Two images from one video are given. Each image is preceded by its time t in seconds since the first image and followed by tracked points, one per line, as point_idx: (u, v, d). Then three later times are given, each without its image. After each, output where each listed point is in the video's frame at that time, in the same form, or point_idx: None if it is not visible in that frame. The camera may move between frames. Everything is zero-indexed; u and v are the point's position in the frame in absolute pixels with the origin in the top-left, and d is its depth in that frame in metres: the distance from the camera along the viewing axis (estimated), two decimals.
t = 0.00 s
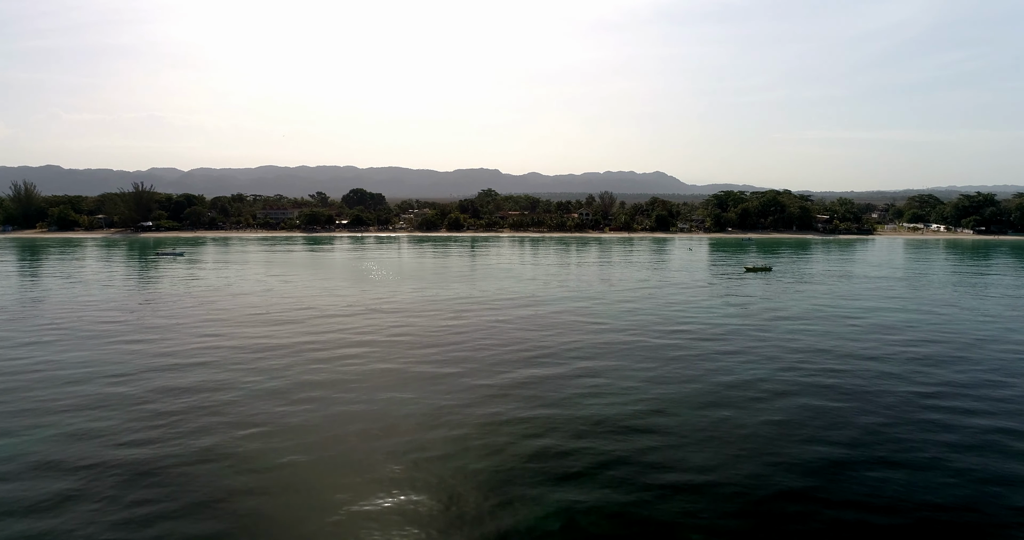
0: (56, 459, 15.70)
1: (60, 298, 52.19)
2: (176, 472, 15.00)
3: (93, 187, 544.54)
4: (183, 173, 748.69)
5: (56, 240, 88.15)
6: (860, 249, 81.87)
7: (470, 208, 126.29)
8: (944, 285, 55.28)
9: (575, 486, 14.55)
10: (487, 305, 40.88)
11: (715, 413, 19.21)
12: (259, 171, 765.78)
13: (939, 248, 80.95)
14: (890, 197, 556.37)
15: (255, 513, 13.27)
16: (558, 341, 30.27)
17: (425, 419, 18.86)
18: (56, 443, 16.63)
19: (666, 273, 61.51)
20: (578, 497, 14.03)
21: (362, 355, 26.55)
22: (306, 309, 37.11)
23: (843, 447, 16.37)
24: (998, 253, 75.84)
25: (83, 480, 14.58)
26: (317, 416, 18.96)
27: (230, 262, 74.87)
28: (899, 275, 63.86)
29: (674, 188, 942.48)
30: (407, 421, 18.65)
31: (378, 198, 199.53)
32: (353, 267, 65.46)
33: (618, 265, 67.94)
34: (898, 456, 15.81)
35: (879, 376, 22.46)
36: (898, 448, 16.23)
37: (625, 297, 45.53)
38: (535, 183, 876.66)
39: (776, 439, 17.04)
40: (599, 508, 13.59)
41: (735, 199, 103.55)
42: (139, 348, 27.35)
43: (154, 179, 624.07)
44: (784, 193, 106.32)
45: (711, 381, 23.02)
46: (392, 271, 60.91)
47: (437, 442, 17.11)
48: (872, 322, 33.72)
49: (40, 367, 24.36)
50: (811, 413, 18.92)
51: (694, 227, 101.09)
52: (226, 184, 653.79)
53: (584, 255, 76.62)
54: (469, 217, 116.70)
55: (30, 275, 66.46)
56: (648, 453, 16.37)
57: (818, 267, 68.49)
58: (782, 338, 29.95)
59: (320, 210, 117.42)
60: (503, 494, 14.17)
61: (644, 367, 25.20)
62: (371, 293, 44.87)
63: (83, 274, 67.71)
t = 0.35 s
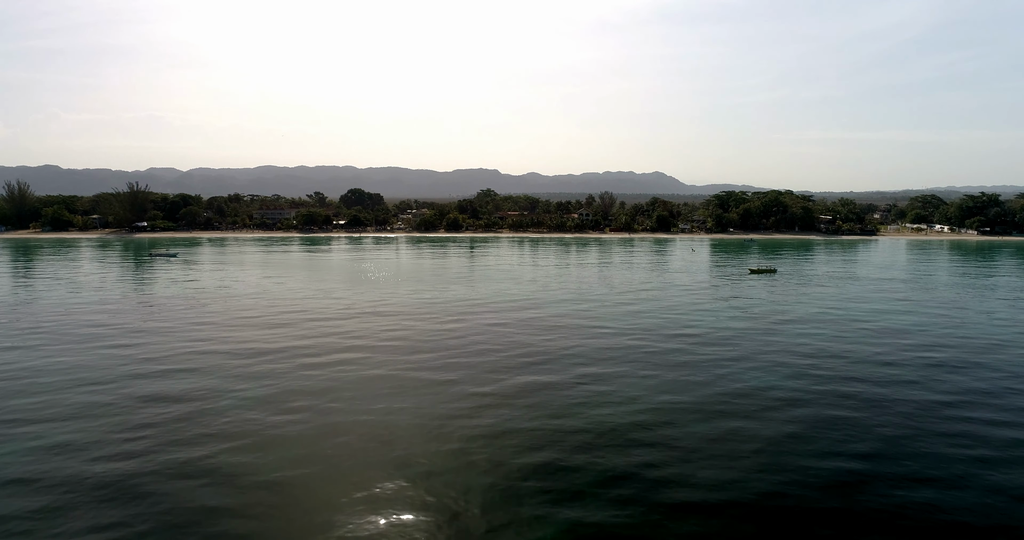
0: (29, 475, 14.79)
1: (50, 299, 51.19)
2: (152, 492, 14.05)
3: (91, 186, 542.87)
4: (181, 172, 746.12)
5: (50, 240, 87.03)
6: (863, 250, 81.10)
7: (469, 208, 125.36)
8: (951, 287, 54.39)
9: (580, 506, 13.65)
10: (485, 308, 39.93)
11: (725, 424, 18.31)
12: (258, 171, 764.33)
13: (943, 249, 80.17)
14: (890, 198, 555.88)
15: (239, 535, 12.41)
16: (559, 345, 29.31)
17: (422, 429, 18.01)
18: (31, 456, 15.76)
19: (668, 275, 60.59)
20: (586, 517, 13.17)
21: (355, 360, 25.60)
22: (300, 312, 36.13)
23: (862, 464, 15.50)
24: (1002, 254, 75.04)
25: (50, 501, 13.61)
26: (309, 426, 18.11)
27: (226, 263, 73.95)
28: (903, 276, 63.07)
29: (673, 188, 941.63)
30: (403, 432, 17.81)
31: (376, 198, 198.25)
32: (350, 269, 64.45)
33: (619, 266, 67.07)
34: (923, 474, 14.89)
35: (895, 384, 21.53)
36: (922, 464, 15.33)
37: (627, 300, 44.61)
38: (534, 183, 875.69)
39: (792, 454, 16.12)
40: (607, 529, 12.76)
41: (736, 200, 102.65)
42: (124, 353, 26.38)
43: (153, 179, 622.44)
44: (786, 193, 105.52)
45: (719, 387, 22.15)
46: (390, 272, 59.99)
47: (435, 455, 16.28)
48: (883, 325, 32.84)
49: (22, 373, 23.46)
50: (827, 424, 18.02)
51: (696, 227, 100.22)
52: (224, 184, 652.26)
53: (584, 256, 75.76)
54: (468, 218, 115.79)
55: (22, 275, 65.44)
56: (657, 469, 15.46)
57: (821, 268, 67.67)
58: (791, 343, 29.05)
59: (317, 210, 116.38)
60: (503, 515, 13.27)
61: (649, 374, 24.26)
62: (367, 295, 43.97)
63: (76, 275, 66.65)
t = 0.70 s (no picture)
0: None
1: (40, 301, 50.21)
2: (124, 515, 13.11)
3: (89, 186, 541.57)
4: (180, 173, 745.42)
5: (43, 241, 86.01)
6: (867, 251, 80.21)
7: (468, 209, 124.43)
8: (958, 288, 53.52)
9: (583, 529, 12.73)
10: (484, 311, 39.04)
11: (736, 437, 17.38)
12: (257, 172, 762.90)
13: (947, 250, 79.26)
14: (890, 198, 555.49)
15: None
16: (560, 351, 28.39)
17: (416, 442, 17.09)
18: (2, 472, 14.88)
19: (670, 276, 59.74)
20: None
21: (348, 366, 24.64)
22: (293, 315, 35.19)
23: (883, 483, 14.59)
24: (1008, 255, 74.15)
25: (16, 523, 12.71)
26: (297, 438, 17.19)
27: (222, 265, 73.08)
28: (908, 278, 62.23)
29: (673, 189, 940.87)
30: (396, 444, 16.89)
31: (374, 198, 197.08)
32: (348, 270, 63.57)
33: (619, 267, 66.21)
34: (949, 493, 13.99)
35: (912, 393, 20.59)
36: (948, 482, 14.41)
37: (629, 303, 43.69)
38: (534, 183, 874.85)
39: (808, 470, 15.21)
40: None
41: (738, 200, 101.80)
42: (107, 359, 25.42)
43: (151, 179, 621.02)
44: (788, 193, 104.68)
45: (727, 395, 21.21)
46: (388, 274, 59.07)
47: (430, 470, 15.37)
48: (894, 329, 31.90)
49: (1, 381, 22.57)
50: (843, 437, 17.10)
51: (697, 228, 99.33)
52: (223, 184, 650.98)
53: (584, 257, 74.89)
54: (467, 218, 114.90)
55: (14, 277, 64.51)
56: (665, 486, 14.55)
57: (825, 269, 66.78)
58: (799, 347, 28.12)
59: (315, 211, 115.46)
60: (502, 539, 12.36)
61: (653, 381, 23.33)
62: (363, 297, 43.05)
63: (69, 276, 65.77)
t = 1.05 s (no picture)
0: None
1: (30, 303, 49.21)
2: (97, 539, 12.23)
3: (87, 186, 540.08)
4: (178, 173, 743.55)
5: (36, 242, 85.01)
6: (870, 252, 79.46)
7: (467, 209, 123.34)
8: (966, 290, 52.64)
9: None
10: (482, 314, 38.12)
11: (749, 450, 16.48)
12: (255, 172, 761.58)
13: (952, 251, 78.46)
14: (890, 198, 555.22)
15: None
16: (561, 356, 27.45)
17: (412, 454, 16.23)
18: None
19: (671, 278, 58.91)
20: None
21: (341, 373, 23.70)
22: (286, 319, 34.24)
23: (908, 503, 13.71)
24: (1013, 256, 73.40)
25: None
26: (286, 450, 16.33)
27: (218, 266, 72.18)
28: (914, 279, 61.41)
29: (672, 189, 940.34)
30: (390, 458, 16.02)
31: (372, 197, 195.88)
32: (345, 272, 62.65)
33: (620, 268, 65.38)
34: (977, 514, 13.17)
35: (932, 401, 19.68)
36: (975, 501, 13.60)
37: (631, 305, 42.78)
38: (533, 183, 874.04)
39: (824, 487, 14.37)
40: None
41: (740, 200, 100.92)
42: (91, 365, 24.48)
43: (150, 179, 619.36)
44: (790, 193, 103.86)
45: (737, 403, 20.31)
46: (385, 275, 58.18)
47: (425, 486, 14.54)
48: (905, 332, 30.98)
49: None
50: (863, 451, 16.22)
51: (699, 228, 98.48)
52: (222, 185, 649.53)
53: (585, 258, 74.05)
54: (466, 219, 114.04)
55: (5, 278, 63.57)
56: (674, 505, 13.71)
57: (829, 270, 66.00)
58: (809, 351, 27.22)
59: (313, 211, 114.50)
60: None
61: (659, 388, 22.40)
62: (360, 300, 42.20)
63: (62, 278, 64.83)
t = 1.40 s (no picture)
0: None
1: (19, 305, 48.25)
2: None
3: (85, 187, 538.76)
4: (177, 173, 741.83)
5: (30, 243, 84.06)
6: (874, 253, 78.64)
7: (466, 209, 122.41)
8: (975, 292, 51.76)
9: None
10: (481, 318, 37.20)
11: (765, 464, 15.56)
12: (254, 172, 760.21)
13: (957, 251, 77.63)
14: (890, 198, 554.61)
15: None
16: (563, 361, 26.59)
17: (405, 469, 15.37)
18: None
19: (673, 279, 58.05)
20: None
21: (334, 380, 22.77)
22: (279, 322, 33.28)
23: (940, 527, 12.83)
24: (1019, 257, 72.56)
25: None
26: (271, 465, 15.46)
27: (213, 267, 71.27)
28: (920, 280, 60.55)
29: (672, 189, 939.61)
30: (382, 473, 15.17)
31: (370, 198, 194.74)
32: (342, 274, 61.68)
33: (621, 270, 64.49)
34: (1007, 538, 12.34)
35: (954, 411, 18.81)
36: (1003, 524, 12.78)
37: (634, 308, 41.84)
38: (533, 184, 873.06)
39: (843, 508, 13.53)
40: None
41: (742, 201, 99.97)
42: (74, 372, 23.57)
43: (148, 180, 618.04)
44: (793, 193, 103.02)
45: (749, 412, 19.42)
46: (383, 277, 57.26)
47: (418, 505, 13.67)
48: (918, 336, 30.08)
49: None
50: (887, 466, 15.32)
51: (700, 229, 97.59)
52: (221, 185, 648.27)
53: (585, 259, 73.16)
54: (465, 219, 113.10)
55: None
56: (683, 525, 12.88)
57: (833, 272, 65.19)
58: (821, 356, 26.34)
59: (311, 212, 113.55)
60: None
61: (666, 395, 21.51)
62: (355, 303, 41.30)
63: (55, 279, 63.91)
